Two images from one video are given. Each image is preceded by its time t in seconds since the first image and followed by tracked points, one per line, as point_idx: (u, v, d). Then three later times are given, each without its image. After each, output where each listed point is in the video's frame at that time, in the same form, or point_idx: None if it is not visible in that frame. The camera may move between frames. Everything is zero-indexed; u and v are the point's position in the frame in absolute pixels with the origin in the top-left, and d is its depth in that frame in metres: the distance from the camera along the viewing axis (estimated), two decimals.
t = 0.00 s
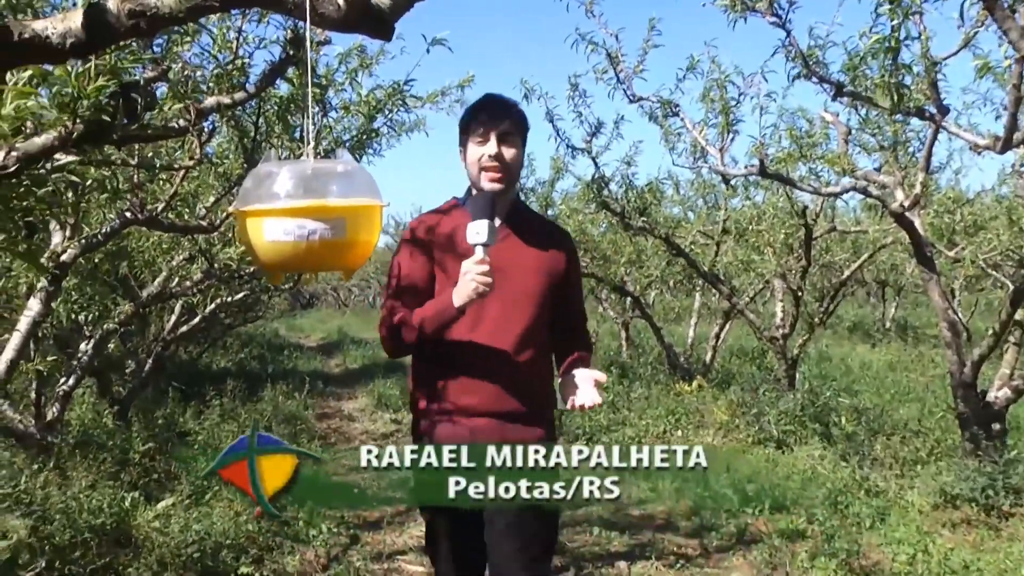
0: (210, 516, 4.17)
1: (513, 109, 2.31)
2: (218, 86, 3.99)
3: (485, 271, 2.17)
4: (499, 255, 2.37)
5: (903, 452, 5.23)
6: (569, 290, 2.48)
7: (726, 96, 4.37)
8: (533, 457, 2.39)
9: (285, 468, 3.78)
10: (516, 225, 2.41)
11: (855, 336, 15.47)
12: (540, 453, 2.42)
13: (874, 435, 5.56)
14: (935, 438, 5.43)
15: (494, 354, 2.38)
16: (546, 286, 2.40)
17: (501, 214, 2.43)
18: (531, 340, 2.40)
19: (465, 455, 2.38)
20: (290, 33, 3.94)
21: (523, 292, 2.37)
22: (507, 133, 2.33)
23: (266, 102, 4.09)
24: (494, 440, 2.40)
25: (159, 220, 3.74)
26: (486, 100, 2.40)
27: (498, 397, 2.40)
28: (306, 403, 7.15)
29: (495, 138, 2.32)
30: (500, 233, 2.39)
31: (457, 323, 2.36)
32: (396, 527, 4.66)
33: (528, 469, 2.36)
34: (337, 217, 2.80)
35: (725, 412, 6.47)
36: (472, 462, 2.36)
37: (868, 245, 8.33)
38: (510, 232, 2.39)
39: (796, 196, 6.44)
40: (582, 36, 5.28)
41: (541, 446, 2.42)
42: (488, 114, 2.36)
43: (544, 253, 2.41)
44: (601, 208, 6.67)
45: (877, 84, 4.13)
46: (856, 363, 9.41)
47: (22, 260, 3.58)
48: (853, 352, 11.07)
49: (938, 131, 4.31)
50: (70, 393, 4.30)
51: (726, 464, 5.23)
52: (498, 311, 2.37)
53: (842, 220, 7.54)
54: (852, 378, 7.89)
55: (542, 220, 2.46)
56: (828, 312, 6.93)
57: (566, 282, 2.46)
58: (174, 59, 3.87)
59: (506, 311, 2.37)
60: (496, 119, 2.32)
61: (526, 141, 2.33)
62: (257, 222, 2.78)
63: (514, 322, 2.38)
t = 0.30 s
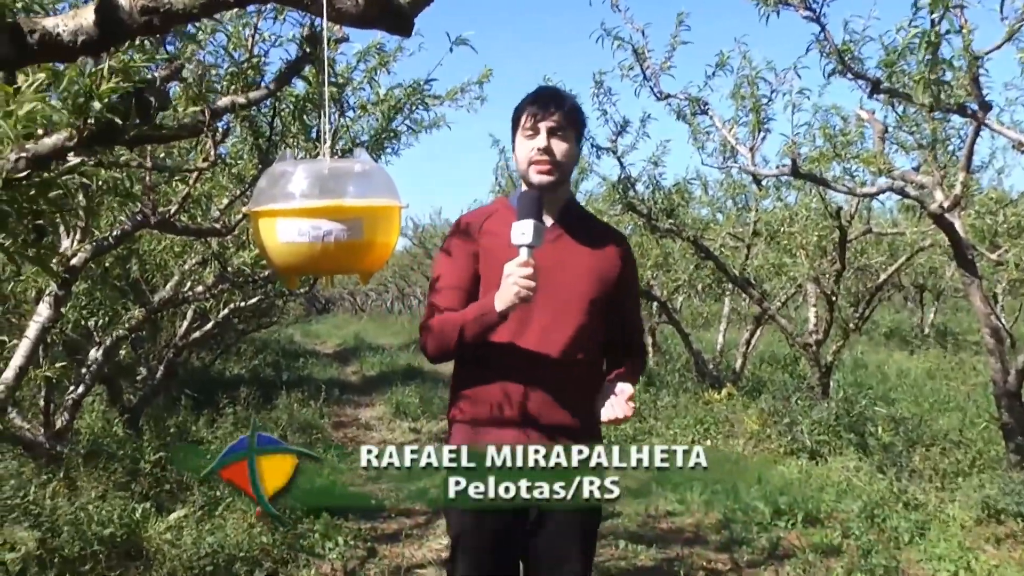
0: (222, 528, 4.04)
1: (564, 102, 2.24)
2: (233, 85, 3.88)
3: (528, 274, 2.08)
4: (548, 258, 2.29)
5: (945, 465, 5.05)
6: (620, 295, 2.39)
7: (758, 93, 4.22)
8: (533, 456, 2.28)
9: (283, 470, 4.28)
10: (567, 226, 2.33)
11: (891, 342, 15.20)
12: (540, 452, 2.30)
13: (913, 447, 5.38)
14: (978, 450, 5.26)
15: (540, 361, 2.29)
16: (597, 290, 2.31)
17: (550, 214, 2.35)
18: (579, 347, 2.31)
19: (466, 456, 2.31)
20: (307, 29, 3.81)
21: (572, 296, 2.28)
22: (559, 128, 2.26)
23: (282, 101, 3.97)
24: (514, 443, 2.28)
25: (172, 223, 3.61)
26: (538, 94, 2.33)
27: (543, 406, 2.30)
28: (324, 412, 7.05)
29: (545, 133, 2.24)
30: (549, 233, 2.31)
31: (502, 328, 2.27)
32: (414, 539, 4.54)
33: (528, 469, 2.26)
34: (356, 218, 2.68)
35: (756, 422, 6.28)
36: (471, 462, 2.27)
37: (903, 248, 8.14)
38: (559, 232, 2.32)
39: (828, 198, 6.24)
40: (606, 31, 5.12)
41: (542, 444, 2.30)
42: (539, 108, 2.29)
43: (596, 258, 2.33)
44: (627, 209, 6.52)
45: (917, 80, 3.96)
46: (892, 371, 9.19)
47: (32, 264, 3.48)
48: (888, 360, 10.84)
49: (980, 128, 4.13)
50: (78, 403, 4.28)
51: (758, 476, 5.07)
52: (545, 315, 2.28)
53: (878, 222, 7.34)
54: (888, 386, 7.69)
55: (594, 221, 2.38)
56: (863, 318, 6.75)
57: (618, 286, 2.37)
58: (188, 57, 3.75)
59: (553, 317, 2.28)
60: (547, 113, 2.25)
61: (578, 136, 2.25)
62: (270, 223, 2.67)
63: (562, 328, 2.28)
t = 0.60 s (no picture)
0: (237, 540, 4.02)
1: (598, 97, 2.17)
2: (247, 84, 3.75)
3: (559, 280, 2.00)
4: (584, 259, 2.18)
5: (989, 478, 4.88)
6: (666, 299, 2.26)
7: (790, 91, 4.11)
8: (533, 456, 2.19)
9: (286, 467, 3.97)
10: (606, 226, 2.21)
11: (929, 349, 14.92)
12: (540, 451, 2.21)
13: (956, 460, 5.23)
14: None
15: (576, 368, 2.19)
16: (639, 294, 2.19)
17: (587, 215, 2.25)
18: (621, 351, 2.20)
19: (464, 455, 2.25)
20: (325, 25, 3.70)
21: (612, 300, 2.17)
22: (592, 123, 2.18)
23: (300, 101, 3.87)
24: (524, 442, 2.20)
25: (185, 226, 3.52)
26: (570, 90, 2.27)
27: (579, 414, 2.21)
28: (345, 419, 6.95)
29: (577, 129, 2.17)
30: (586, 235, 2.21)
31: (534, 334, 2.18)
32: (435, 552, 4.45)
33: (529, 469, 2.17)
34: (373, 221, 2.56)
35: (788, 431, 6.11)
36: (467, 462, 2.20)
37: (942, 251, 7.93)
38: (597, 233, 2.21)
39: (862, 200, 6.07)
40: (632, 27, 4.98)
41: (542, 443, 2.20)
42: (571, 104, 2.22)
43: (638, 258, 2.20)
44: (654, 211, 6.37)
45: (959, 75, 3.79)
46: (931, 379, 8.98)
47: (41, 268, 3.41)
48: (927, 367, 10.60)
49: None
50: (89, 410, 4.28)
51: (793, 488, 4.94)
52: (581, 320, 2.18)
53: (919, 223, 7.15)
54: (927, 394, 7.49)
55: (636, 219, 2.26)
56: (902, 323, 6.57)
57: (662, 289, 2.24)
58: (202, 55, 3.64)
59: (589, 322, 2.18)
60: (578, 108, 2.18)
61: (613, 131, 2.17)
62: (283, 224, 2.55)
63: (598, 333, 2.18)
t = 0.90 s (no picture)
0: (243, 554, 3.93)
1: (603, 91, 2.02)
2: (256, 84, 3.63)
3: (562, 287, 1.87)
4: (591, 265, 2.06)
5: None
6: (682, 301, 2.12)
7: (816, 90, 3.98)
8: (533, 456, 2.07)
9: (282, 468, 4.56)
10: (614, 228, 2.09)
11: (963, 358, 14.68)
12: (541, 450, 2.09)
13: (989, 475, 5.13)
14: None
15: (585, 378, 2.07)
16: (652, 299, 2.06)
17: (595, 217, 2.13)
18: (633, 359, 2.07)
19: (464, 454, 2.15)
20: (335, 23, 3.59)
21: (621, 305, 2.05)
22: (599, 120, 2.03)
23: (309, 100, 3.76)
24: (520, 442, 2.08)
25: (193, 230, 3.38)
26: (573, 84, 2.13)
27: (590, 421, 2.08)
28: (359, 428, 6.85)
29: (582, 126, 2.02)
30: (593, 238, 2.09)
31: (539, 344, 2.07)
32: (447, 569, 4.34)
33: (528, 468, 2.07)
34: (387, 226, 2.46)
35: (814, 443, 6.08)
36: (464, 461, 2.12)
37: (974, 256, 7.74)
38: (605, 236, 2.08)
39: (889, 204, 5.92)
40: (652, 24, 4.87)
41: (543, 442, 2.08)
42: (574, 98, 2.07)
43: (648, 260, 2.07)
44: (673, 214, 6.24)
45: (994, 72, 3.63)
46: (963, 388, 8.79)
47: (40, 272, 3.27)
48: (959, 376, 10.39)
49: None
50: (91, 420, 4.34)
51: (817, 505, 4.89)
52: (588, 328, 2.06)
53: (951, 227, 6.97)
54: (959, 406, 7.31)
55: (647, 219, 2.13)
56: (931, 330, 6.43)
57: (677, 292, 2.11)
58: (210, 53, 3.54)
59: (598, 329, 2.06)
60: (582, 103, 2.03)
61: (620, 127, 2.03)
62: (294, 231, 2.45)
63: (608, 341, 2.06)
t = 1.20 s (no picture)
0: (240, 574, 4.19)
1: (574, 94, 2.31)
2: (260, 85, 3.53)
3: (540, 286, 2.07)
4: (569, 267, 2.32)
5: None
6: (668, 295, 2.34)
7: (838, 89, 3.95)
8: (534, 456, 2.35)
9: (285, 467, 4.21)
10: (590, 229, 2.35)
11: (995, 370, 14.43)
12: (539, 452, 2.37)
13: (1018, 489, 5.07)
14: None
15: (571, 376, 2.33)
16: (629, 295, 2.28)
17: (572, 219, 2.38)
18: (617, 355, 2.31)
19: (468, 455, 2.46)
20: (339, 21, 3.47)
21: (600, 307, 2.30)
22: (577, 117, 2.32)
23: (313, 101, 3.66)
24: (519, 443, 2.37)
25: (192, 235, 3.28)
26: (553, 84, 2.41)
27: (579, 416, 2.35)
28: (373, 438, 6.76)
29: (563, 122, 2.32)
30: (570, 241, 2.34)
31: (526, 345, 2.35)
32: None
33: (529, 468, 2.36)
34: (396, 231, 2.47)
35: (836, 456, 6.19)
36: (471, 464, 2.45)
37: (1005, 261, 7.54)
38: (581, 237, 2.34)
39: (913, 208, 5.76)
40: (668, 23, 4.76)
41: (541, 444, 2.36)
42: (552, 97, 2.35)
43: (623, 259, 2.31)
44: (690, 219, 6.12)
45: None
46: (994, 399, 8.58)
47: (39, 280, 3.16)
48: (990, 386, 10.17)
49: None
50: (87, 433, 4.64)
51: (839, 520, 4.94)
52: (570, 325, 2.32)
53: (979, 232, 6.79)
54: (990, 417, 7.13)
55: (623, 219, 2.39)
56: (960, 339, 6.29)
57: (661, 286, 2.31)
58: (211, 54, 3.45)
59: (580, 330, 2.32)
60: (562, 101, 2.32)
61: (591, 123, 2.31)
62: (302, 238, 2.48)
63: (588, 337, 2.32)
